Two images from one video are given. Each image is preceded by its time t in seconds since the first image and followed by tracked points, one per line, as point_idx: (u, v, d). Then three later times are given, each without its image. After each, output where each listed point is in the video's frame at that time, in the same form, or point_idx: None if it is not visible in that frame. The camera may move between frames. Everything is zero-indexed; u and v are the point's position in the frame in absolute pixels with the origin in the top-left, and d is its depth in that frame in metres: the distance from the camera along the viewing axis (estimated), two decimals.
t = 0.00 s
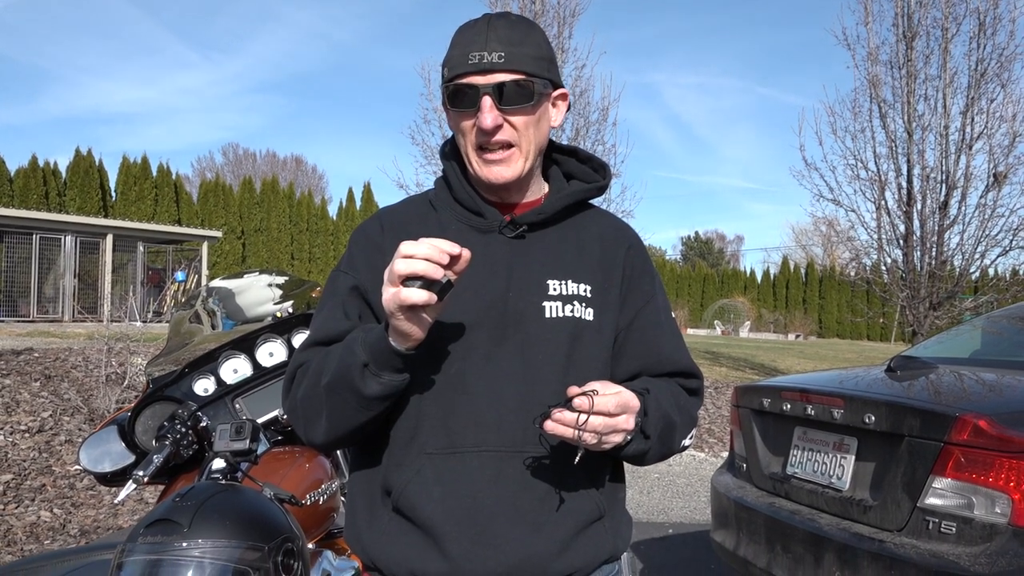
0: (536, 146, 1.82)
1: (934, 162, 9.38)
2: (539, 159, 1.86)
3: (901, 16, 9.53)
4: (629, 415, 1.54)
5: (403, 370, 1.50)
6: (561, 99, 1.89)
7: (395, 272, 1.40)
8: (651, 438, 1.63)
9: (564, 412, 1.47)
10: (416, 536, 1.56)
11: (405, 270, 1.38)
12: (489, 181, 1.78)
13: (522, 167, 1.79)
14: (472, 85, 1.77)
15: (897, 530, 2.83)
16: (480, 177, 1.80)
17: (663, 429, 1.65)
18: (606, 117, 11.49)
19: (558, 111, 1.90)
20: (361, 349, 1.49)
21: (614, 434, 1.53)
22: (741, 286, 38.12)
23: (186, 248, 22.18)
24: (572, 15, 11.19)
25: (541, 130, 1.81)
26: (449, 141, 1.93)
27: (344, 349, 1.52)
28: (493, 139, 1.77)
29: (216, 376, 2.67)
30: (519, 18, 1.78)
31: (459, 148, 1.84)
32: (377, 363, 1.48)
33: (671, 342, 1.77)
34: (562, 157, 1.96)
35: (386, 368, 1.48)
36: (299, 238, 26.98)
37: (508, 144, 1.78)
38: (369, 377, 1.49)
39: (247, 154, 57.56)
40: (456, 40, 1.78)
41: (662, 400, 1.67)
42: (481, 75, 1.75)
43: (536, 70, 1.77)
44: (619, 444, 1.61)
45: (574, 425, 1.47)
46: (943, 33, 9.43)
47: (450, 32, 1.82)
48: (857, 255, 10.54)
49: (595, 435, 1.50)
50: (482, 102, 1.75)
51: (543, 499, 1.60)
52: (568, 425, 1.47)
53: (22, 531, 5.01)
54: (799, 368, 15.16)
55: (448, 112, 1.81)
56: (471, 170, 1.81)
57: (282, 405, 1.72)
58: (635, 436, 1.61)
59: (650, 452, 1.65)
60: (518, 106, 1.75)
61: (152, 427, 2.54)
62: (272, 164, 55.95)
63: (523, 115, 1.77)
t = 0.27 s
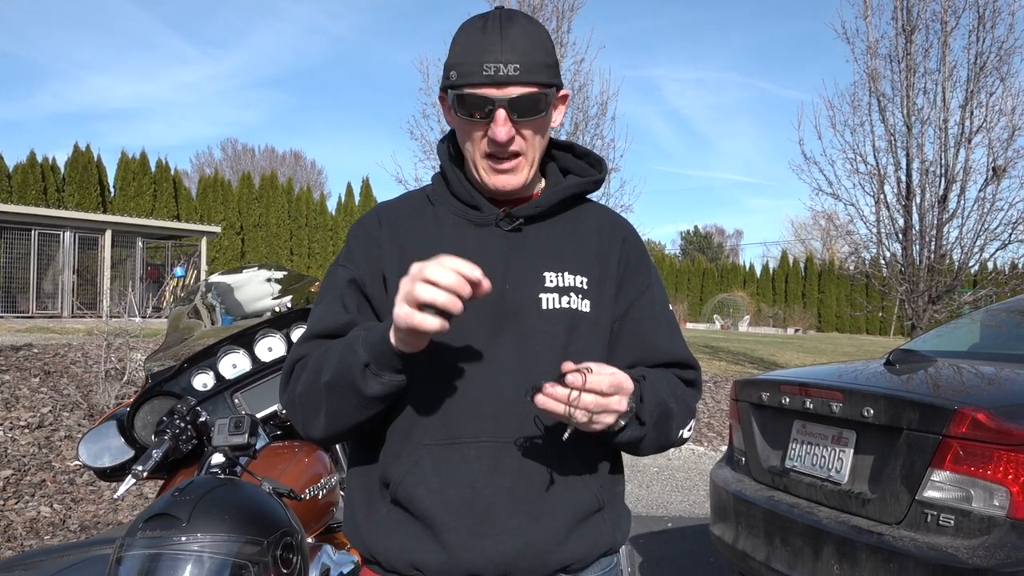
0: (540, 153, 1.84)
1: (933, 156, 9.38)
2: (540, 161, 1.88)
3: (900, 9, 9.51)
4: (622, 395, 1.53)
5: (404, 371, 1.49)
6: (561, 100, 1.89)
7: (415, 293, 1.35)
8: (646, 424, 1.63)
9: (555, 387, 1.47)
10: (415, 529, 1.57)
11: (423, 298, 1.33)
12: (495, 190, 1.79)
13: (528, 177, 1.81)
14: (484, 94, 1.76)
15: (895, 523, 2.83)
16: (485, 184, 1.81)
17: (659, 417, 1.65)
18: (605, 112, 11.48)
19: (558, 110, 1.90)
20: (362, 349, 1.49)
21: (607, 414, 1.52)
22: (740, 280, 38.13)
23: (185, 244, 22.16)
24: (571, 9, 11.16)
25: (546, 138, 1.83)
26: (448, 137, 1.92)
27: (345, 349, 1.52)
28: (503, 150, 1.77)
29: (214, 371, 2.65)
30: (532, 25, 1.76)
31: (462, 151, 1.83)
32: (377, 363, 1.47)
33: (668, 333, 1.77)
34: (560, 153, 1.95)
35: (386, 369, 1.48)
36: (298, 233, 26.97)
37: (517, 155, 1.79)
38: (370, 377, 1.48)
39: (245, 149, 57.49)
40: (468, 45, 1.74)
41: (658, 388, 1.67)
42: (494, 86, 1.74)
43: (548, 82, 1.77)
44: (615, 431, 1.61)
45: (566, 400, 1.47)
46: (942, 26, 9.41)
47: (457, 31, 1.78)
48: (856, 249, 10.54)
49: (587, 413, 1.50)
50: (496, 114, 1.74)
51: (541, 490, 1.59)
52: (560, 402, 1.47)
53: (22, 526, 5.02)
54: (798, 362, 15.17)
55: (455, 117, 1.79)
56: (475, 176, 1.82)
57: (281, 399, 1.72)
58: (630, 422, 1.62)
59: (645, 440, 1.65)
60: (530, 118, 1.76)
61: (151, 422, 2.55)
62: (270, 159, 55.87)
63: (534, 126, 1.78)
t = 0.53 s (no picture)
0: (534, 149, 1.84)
1: (929, 147, 9.38)
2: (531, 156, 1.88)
3: None
4: (596, 362, 1.48)
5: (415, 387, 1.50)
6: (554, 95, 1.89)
7: (444, 332, 1.36)
8: (629, 402, 1.60)
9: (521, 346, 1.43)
10: (408, 516, 1.56)
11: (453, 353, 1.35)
12: (488, 186, 1.79)
13: (521, 174, 1.82)
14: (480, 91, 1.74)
15: (890, 512, 2.84)
16: (477, 178, 1.81)
17: (643, 396, 1.62)
18: (600, 103, 11.46)
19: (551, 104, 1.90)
20: (374, 362, 1.49)
21: (582, 382, 1.48)
22: (736, 271, 38.17)
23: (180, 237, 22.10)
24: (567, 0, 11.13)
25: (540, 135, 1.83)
26: (438, 126, 1.90)
27: (353, 360, 1.51)
28: (498, 147, 1.77)
29: (209, 363, 2.65)
30: (530, 23, 1.75)
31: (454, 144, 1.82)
32: (388, 377, 1.47)
33: (658, 318, 1.75)
34: (550, 142, 1.94)
35: (396, 383, 1.48)
36: (293, 226, 26.92)
37: (512, 152, 1.79)
38: (380, 391, 1.49)
39: (240, 142, 57.30)
40: (466, 40, 1.72)
41: (643, 366, 1.64)
42: (492, 84, 1.73)
43: (545, 81, 1.76)
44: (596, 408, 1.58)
45: (536, 363, 1.42)
46: (938, 17, 9.40)
47: (454, 24, 1.75)
48: (852, 240, 10.54)
49: (553, 374, 1.44)
50: (494, 113, 1.73)
51: (534, 475, 1.58)
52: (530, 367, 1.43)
53: (17, 520, 5.01)
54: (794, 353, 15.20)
55: (450, 113, 1.78)
56: (467, 170, 1.81)
57: (275, 392, 1.71)
58: (611, 401, 1.58)
59: (629, 417, 1.61)
60: (526, 117, 1.76)
61: (145, 415, 2.53)
62: (265, 151, 55.70)
63: (530, 124, 1.78)
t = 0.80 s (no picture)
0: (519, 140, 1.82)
1: (922, 138, 9.39)
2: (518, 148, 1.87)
3: None
4: (565, 345, 1.44)
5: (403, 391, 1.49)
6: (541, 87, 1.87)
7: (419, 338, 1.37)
8: (618, 391, 1.59)
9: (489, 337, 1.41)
10: (400, 514, 1.56)
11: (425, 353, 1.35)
12: (471, 177, 1.78)
13: (505, 165, 1.80)
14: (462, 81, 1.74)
15: (885, 505, 2.84)
16: (462, 171, 1.80)
17: (633, 384, 1.62)
18: (594, 97, 11.45)
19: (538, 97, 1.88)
20: (363, 367, 1.48)
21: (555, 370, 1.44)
22: (731, 264, 38.21)
23: (174, 234, 22.04)
24: None
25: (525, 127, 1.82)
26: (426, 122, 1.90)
27: (343, 365, 1.50)
28: (481, 137, 1.76)
29: (203, 362, 2.62)
30: (512, 13, 1.74)
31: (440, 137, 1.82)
32: (377, 382, 1.47)
33: (648, 311, 1.74)
34: (538, 137, 1.93)
35: (386, 387, 1.47)
36: (288, 222, 26.88)
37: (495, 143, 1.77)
38: (370, 395, 1.48)
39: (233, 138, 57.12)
40: (447, 32, 1.72)
41: (632, 356, 1.64)
42: (474, 74, 1.72)
43: (528, 70, 1.75)
44: (585, 398, 1.58)
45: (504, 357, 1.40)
46: (931, 8, 9.39)
47: (437, 17, 1.75)
48: (846, 232, 10.56)
49: (520, 362, 1.41)
50: (475, 102, 1.72)
51: (525, 471, 1.58)
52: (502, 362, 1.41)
53: (13, 519, 5.00)
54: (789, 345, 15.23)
55: (434, 104, 1.77)
56: (452, 162, 1.80)
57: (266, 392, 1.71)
58: (600, 390, 1.58)
59: (619, 407, 1.61)
60: (509, 107, 1.74)
61: (140, 414, 2.52)
62: (259, 147, 55.55)
63: (513, 114, 1.76)
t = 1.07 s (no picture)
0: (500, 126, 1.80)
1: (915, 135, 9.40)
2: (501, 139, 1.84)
3: None
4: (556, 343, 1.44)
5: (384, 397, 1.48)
6: (521, 80, 1.86)
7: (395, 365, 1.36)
8: (608, 392, 1.59)
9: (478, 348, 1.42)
10: (386, 516, 1.55)
11: (415, 382, 1.35)
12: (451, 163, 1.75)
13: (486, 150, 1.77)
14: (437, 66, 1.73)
15: (876, 503, 2.85)
16: (443, 158, 1.77)
17: (623, 385, 1.61)
18: (588, 93, 11.43)
19: (518, 92, 1.87)
20: (342, 377, 1.46)
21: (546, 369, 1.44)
22: (725, 261, 38.27)
23: (166, 230, 21.95)
24: None
25: (505, 112, 1.80)
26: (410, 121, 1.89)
27: (322, 373, 1.48)
28: (458, 120, 1.74)
29: (193, 360, 2.60)
30: None
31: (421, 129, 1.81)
32: (358, 391, 1.45)
33: (634, 311, 1.73)
34: (523, 136, 1.92)
35: (367, 395, 1.46)
36: (281, 219, 26.81)
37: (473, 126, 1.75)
38: (350, 404, 1.47)
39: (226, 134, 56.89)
40: (419, 21, 1.73)
41: (621, 357, 1.63)
42: (447, 57, 1.72)
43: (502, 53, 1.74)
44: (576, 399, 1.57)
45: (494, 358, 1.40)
46: (925, 5, 9.40)
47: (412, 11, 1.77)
48: (839, 229, 10.58)
49: (514, 367, 1.40)
50: (449, 84, 1.71)
51: (511, 472, 1.57)
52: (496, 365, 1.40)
53: (4, 517, 4.98)
54: (782, 342, 15.27)
55: (411, 94, 1.77)
56: (433, 151, 1.78)
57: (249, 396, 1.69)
58: (592, 391, 1.57)
59: (609, 408, 1.61)
60: (484, 87, 1.73)
61: (129, 413, 2.51)
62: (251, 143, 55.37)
63: (490, 96, 1.74)
